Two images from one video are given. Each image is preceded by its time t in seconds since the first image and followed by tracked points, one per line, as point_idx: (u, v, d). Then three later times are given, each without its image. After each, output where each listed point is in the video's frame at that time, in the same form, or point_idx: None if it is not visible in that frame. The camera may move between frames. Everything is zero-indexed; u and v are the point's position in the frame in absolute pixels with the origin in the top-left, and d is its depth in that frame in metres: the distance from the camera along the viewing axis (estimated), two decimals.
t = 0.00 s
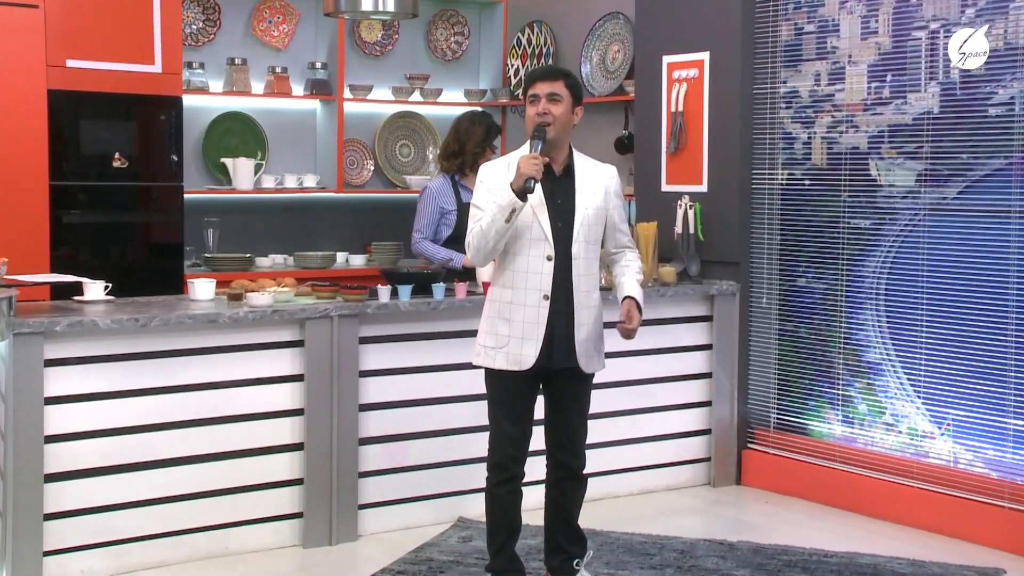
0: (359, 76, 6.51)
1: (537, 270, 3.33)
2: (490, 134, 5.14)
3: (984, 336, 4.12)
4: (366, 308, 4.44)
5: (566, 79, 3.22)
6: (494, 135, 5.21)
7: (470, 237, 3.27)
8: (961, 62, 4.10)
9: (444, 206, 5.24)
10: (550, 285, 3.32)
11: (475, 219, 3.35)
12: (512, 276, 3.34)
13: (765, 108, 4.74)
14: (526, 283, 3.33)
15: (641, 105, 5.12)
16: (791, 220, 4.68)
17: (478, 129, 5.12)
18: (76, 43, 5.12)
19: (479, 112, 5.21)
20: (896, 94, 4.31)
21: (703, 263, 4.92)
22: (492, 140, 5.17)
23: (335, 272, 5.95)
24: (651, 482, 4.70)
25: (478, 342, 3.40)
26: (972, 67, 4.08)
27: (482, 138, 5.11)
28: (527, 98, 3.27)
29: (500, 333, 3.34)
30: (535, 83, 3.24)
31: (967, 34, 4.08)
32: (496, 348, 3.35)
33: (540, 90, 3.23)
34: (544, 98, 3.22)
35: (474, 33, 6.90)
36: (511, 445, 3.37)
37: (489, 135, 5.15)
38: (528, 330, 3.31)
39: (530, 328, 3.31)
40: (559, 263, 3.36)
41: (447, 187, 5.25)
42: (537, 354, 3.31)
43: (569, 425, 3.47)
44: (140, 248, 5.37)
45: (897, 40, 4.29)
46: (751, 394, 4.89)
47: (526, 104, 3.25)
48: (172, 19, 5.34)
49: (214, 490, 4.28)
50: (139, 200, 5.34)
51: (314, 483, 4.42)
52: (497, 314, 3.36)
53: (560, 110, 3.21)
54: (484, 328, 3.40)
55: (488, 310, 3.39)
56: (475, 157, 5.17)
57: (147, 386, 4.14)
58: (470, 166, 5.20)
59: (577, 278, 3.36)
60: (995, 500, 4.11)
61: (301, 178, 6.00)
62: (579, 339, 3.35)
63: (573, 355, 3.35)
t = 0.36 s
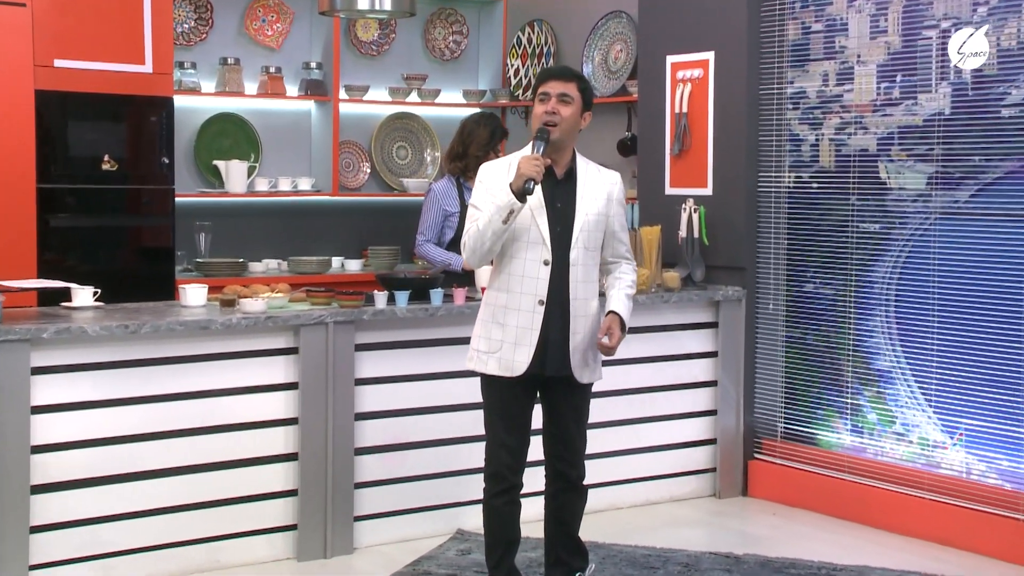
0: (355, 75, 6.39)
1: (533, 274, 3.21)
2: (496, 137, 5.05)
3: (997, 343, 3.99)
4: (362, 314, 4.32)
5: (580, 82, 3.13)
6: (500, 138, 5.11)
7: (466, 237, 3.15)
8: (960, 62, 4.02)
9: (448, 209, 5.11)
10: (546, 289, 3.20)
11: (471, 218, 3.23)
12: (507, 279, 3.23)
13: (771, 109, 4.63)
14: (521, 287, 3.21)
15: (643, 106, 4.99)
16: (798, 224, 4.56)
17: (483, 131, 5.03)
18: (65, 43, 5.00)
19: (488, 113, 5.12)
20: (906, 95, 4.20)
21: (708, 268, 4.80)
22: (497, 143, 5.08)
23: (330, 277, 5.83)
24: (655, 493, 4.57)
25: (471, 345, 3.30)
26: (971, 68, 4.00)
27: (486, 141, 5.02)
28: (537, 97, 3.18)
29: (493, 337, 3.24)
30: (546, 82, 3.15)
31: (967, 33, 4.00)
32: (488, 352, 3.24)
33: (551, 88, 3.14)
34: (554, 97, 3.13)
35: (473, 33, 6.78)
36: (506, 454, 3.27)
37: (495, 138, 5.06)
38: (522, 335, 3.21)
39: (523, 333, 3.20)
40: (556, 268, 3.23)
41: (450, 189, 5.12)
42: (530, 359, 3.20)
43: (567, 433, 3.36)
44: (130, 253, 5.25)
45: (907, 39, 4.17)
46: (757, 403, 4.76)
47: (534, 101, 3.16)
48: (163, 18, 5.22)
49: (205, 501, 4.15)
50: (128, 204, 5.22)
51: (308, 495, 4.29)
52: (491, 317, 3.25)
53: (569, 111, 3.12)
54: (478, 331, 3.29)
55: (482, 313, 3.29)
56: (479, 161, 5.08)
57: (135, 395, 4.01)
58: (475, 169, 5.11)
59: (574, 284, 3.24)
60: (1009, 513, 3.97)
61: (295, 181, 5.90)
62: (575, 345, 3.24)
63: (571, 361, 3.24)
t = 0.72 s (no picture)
0: (351, 77, 6.28)
1: (540, 281, 3.10)
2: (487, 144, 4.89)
3: (1010, 350, 3.87)
4: (359, 321, 4.21)
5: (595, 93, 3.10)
6: (496, 144, 4.95)
7: (472, 245, 3.02)
8: (960, 62, 3.95)
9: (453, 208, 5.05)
10: (553, 296, 3.10)
11: (474, 227, 3.13)
12: (513, 286, 3.12)
13: (778, 111, 4.52)
14: (528, 294, 3.10)
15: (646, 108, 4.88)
16: (806, 228, 4.45)
17: (473, 135, 4.90)
18: (54, 43, 4.88)
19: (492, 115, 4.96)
20: (916, 97, 4.09)
21: (713, 273, 4.69)
22: (490, 149, 4.93)
23: (325, 283, 5.72)
24: (659, 504, 4.45)
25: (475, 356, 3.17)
26: (972, 68, 3.93)
27: (477, 145, 4.89)
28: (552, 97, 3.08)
29: (500, 347, 3.12)
30: (568, 85, 3.07)
31: (967, 34, 3.93)
32: (496, 363, 3.12)
33: (571, 91, 3.05)
34: (573, 102, 3.05)
35: (472, 33, 6.68)
36: (512, 466, 3.17)
37: (487, 144, 4.90)
38: (530, 344, 3.09)
39: (532, 342, 3.09)
40: (563, 273, 3.14)
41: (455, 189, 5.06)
42: (540, 369, 3.10)
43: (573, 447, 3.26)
44: (120, 257, 5.14)
45: (917, 39, 4.07)
46: (763, 412, 4.64)
47: (551, 100, 3.05)
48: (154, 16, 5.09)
49: (197, 513, 4.03)
50: (119, 207, 5.11)
51: (303, 506, 4.18)
52: (497, 326, 3.13)
53: (584, 120, 3.06)
54: (482, 341, 3.16)
55: (486, 322, 3.16)
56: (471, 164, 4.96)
57: (124, 405, 3.90)
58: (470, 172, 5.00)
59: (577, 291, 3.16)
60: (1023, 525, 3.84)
61: (290, 184, 5.77)
62: (584, 353, 3.16)
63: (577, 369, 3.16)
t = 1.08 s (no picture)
0: (346, 77, 6.16)
1: (552, 287, 3.09)
2: (449, 149, 4.79)
3: None
4: (354, 328, 4.08)
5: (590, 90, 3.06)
6: (463, 150, 4.81)
7: (486, 253, 2.98)
8: (960, 62, 3.87)
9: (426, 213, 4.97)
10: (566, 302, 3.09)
11: (482, 235, 3.08)
12: (524, 294, 3.10)
13: (785, 112, 4.40)
14: (541, 301, 3.09)
15: (650, 108, 4.75)
16: (814, 233, 4.33)
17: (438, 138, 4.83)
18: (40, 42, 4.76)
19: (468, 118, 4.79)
20: (927, 97, 3.97)
21: (718, 279, 4.56)
22: (454, 154, 4.82)
23: (320, 289, 5.59)
24: (664, 516, 4.32)
25: (485, 367, 3.14)
26: (972, 68, 3.85)
27: (440, 147, 4.83)
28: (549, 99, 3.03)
29: (513, 356, 3.09)
30: (563, 86, 3.02)
31: (966, 34, 3.85)
32: (509, 373, 3.09)
33: (569, 94, 3.01)
34: (572, 105, 3.01)
35: (471, 33, 6.56)
36: (517, 479, 3.15)
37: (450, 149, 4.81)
38: (545, 351, 3.07)
39: (547, 350, 3.07)
40: (574, 278, 3.13)
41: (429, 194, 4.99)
42: (556, 377, 3.08)
43: (577, 456, 3.24)
44: (108, 263, 5.01)
45: (929, 38, 3.95)
46: (771, 422, 4.51)
47: (550, 104, 3.01)
48: (144, 16, 4.98)
49: (187, 526, 3.90)
50: (107, 211, 4.98)
51: (297, 518, 4.05)
52: (508, 335, 3.10)
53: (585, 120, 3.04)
54: (492, 351, 3.13)
55: (496, 332, 3.12)
56: (440, 167, 4.90)
57: (112, 414, 3.76)
58: (444, 175, 4.94)
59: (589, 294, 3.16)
60: None
61: (283, 188, 5.66)
62: (599, 359, 3.14)
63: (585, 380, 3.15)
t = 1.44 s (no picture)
0: (341, 77, 6.02)
1: (561, 291, 3.02)
2: (382, 149, 4.60)
3: None
4: (349, 337, 3.93)
5: (583, 91, 2.97)
6: (397, 151, 4.59)
7: (496, 259, 2.86)
8: (960, 63, 3.78)
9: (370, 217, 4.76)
10: (575, 306, 3.03)
11: (487, 240, 2.95)
12: (532, 300, 3.02)
13: (793, 114, 4.26)
14: (550, 306, 3.01)
15: (654, 109, 4.61)
16: (824, 238, 4.20)
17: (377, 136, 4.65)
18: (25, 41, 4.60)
19: (408, 120, 4.61)
20: (941, 99, 3.84)
21: (724, 286, 4.42)
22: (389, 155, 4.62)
23: (313, 296, 5.45)
24: (669, 530, 4.19)
25: (493, 378, 3.05)
26: (972, 69, 3.76)
27: (376, 147, 4.66)
28: (543, 105, 2.95)
29: (523, 365, 3.01)
30: (556, 91, 2.94)
31: (967, 33, 3.76)
32: (520, 382, 3.01)
33: (564, 99, 2.93)
34: (567, 109, 2.93)
35: (470, 32, 6.43)
36: (521, 493, 3.07)
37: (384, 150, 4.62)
38: (557, 358, 3.00)
39: (558, 356, 2.99)
40: (581, 281, 3.07)
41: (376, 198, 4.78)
42: (568, 383, 3.00)
43: (580, 469, 3.15)
44: (95, 269, 4.86)
45: (942, 37, 3.82)
46: (779, 434, 4.38)
47: (545, 111, 2.93)
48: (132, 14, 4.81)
49: (175, 541, 3.76)
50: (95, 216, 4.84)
51: (290, 533, 3.91)
52: (517, 343, 3.02)
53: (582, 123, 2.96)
54: (499, 361, 3.04)
55: (504, 340, 3.04)
56: (377, 168, 4.71)
57: (97, 426, 3.62)
58: (384, 177, 4.74)
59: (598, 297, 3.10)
60: None
61: (276, 193, 5.53)
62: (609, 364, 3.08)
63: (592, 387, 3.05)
